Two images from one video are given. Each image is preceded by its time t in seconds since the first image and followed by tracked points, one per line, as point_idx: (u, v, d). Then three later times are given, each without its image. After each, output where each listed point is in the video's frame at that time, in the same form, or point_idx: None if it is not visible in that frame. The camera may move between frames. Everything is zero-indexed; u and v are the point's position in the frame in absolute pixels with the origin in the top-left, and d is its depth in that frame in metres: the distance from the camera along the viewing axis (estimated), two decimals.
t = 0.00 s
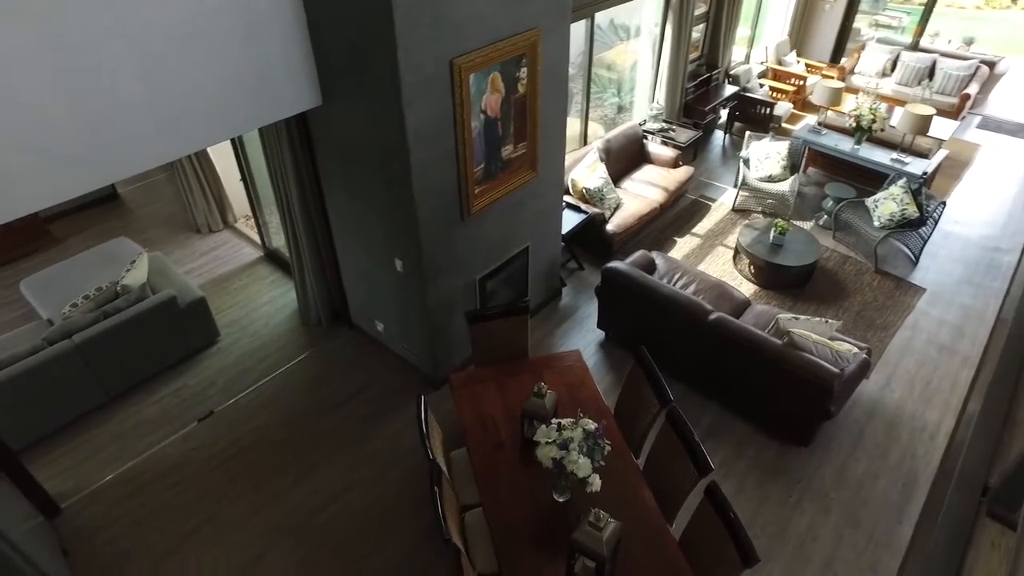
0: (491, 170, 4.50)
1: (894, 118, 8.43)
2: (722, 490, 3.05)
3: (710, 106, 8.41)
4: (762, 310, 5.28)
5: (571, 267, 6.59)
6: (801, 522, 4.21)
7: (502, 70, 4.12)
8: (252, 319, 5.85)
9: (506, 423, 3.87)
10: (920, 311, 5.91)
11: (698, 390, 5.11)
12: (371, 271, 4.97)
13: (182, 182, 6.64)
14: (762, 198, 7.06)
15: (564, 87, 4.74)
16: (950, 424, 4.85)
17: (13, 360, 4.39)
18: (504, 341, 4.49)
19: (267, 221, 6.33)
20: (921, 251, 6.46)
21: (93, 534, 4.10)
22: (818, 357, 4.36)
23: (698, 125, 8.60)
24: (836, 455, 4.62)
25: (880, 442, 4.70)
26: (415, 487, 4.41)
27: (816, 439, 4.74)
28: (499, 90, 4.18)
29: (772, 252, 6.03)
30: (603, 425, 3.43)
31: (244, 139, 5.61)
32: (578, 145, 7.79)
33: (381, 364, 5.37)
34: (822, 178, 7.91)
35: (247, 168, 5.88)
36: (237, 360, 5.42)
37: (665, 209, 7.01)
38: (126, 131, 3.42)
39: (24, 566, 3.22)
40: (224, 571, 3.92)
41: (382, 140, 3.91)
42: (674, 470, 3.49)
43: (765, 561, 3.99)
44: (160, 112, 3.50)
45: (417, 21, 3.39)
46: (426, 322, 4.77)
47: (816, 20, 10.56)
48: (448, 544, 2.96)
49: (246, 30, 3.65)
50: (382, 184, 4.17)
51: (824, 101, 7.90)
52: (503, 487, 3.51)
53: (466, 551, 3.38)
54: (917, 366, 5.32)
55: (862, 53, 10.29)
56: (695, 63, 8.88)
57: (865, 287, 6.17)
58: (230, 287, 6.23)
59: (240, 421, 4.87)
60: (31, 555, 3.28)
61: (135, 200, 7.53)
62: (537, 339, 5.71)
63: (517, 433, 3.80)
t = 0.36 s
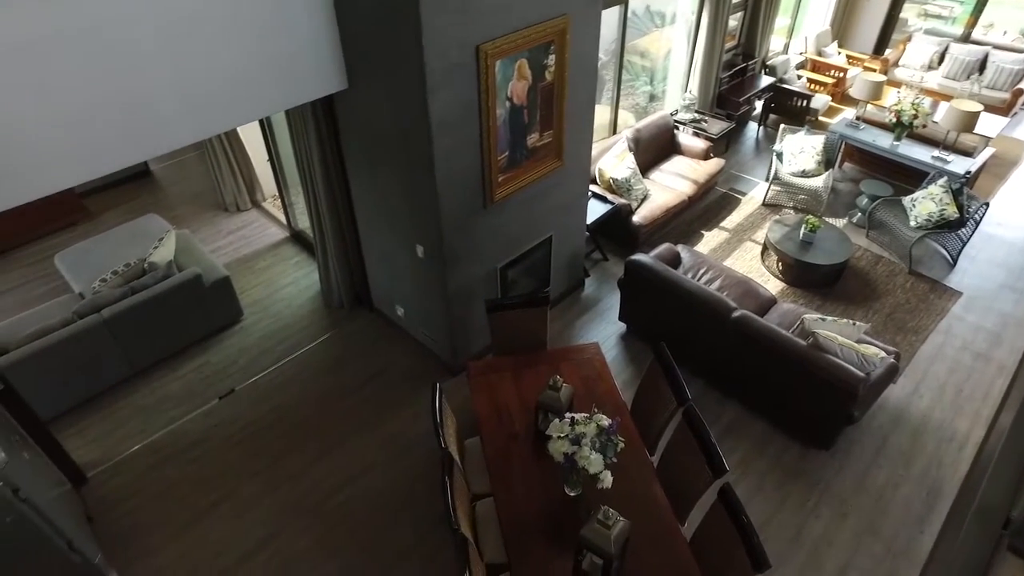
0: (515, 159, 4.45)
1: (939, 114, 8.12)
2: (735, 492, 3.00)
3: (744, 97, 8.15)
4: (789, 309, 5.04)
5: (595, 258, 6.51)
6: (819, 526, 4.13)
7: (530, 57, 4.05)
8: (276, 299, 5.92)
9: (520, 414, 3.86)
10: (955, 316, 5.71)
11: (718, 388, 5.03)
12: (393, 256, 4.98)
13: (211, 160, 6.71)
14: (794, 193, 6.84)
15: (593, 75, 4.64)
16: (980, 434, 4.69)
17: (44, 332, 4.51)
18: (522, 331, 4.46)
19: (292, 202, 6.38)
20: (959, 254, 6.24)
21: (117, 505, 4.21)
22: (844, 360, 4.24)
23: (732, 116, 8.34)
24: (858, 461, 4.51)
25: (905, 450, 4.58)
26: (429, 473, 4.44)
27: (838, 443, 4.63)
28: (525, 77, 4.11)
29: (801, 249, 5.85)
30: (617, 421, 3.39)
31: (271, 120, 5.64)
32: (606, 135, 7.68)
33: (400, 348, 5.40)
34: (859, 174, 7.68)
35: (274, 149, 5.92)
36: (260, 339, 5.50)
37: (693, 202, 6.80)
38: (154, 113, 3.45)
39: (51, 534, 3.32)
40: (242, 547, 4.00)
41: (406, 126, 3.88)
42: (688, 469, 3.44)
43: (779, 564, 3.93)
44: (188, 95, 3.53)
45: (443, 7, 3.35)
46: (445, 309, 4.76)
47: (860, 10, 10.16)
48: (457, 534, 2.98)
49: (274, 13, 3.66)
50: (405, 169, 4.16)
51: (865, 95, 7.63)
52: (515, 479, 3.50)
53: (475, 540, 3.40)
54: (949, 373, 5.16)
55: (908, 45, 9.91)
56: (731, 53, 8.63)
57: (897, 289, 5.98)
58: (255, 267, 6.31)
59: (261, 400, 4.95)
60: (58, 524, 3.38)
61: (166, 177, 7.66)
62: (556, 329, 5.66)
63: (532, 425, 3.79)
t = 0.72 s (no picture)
0: (535, 146, 4.38)
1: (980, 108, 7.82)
2: (745, 494, 2.96)
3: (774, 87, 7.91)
4: (811, 306, 4.91)
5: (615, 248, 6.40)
6: (832, 530, 4.06)
7: (553, 43, 3.96)
8: (295, 280, 5.96)
9: (531, 406, 3.83)
10: (986, 320, 5.53)
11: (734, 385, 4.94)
12: (410, 240, 4.96)
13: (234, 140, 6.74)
14: (823, 187, 6.64)
15: (618, 63, 4.53)
16: (1006, 443, 4.55)
17: (69, 307, 4.60)
18: (536, 321, 4.42)
19: (313, 184, 6.39)
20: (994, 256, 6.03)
21: (134, 478, 4.30)
22: (866, 362, 4.13)
23: (761, 107, 8.09)
24: (876, 465, 4.42)
25: (925, 456, 4.47)
26: (439, 459, 4.45)
27: (856, 445, 4.54)
28: (547, 64, 4.03)
29: (827, 246, 5.67)
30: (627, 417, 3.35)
31: (293, 101, 5.63)
32: (631, 123, 7.55)
33: (415, 333, 5.40)
34: (891, 169, 7.45)
35: (296, 130, 5.92)
36: (278, 319, 5.55)
37: (718, 194, 6.61)
38: (175, 96, 3.46)
39: (68, 506, 3.41)
40: (253, 524, 4.06)
41: (425, 112, 3.84)
42: (698, 468, 3.39)
43: (789, 567, 3.88)
44: (207, 76, 3.53)
45: None
46: (460, 296, 4.74)
47: None
48: (461, 525, 2.98)
49: None
50: (423, 155, 4.13)
51: (901, 87, 7.39)
52: (522, 470, 3.49)
53: (481, 531, 3.40)
54: (976, 379, 5.00)
55: (951, 35, 9.54)
56: (763, 41, 8.40)
57: (926, 290, 5.80)
58: (275, 247, 6.35)
59: (276, 380, 5.00)
60: (77, 496, 3.45)
61: (191, 155, 7.73)
62: (572, 319, 5.61)
63: (542, 417, 3.76)
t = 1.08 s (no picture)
0: (558, 140, 4.31)
1: None
2: (755, 503, 2.90)
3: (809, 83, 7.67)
4: (837, 312, 4.77)
5: (637, 243, 6.26)
6: (846, 543, 3.97)
7: (578, 35, 3.88)
8: (315, 265, 6.00)
9: (543, 402, 3.81)
10: (1021, 332, 5.33)
11: (752, 389, 4.84)
12: (429, 230, 4.94)
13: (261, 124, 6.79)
14: (854, 189, 6.46)
15: (645, 56, 4.42)
16: None
17: (94, 285, 4.69)
18: (552, 317, 4.37)
19: (336, 169, 6.41)
20: None
21: (152, 455, 4.39)
22: (889, 373, 4.01)
23: (794, 104, 7.86)
24: (896, 478, 4.30)
25: (950, 471, 4.34)
26: (451, 451, 4.45)
27: (876, 457, 4.43)
28: (572, 56, 3.95)
29: (856, 250, 5.50)
30: (638, 419, 3.31)
31: (319, 87, 5.63)
32: (659, 117, 7.42)
33: (432, 323, 5.40)
34: (928, 172, 7.20)
35: (320, 116, 5.93)
36: (297, 304, 5.60)
37: (746, 192, 6.43)
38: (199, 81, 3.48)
39: (86, 480, 3.49)
40: (264, 506, 4.12)
41: (447, 103, 3.81)
42: (708, 474, 3.33)
43: None
44: (233, 59, 3.54)
45: None
46: (478, 288, 4.72)
47: None
48: (465, 520, 2.98)
49: None
50: (444, 145, 4.10)
51: (943, 88, 7.14)
52: (530, 467, 3.47)
53: (487, 525, 3.40)
54: (1007, 394, 4.83)
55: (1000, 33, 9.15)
56: (799, 36, 8.17)
57: (959, 299, 5.61)
58: (298, 232, 6.40)
59: (292, 364, 5.05)
60: (94, 472, 3.53)
61: (219, 138, 7.82)
62: (590, 315, 5.55)
63: (552, 414, 3.73)
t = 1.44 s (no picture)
0: (582, 140, 4.23)
1: None
2: (765, 523, 2.82)
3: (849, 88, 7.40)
4: (865, 326, 4.61)
5: (662, 247, 6.13)
6: (862, 568, 3.84)
7: (606, 33, 3.80)
8: (338, 256, 6.04)
9: (555, 405, 3.76)
10: None
11: (772, 402, 4.72)
12: (450, 226, 4.92)
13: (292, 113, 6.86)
14: (890, 199, 6.26)
15: (676, 56, 4.30)
16: None
17: (122, 268, 4.81)
18: (569, 320, 4.31)
19: (363, 161, 6.43)
20: None
21: (169, 437, 4.48)
22: (916, 394, 3.86)
23: (833, 109, 7.61)
24: (919, 503, 4.15)
25: (977, 498, 4.17)
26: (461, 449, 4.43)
27: (899, 478, 4.28)
28: (600, 55, 3.87)
29: (889, 263, 5.30)
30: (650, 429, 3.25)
31: (347, 78, 5.64)
32: (691, 119, 7.28)
33: (450, 319, 5.39)
34: (971, 183, 6.94)
35: (348, 107, 5.94)
36: (318, 294, 5.64)
37: (777, 199, 6.25)
38: (219, 70, 3.56)
39: (103, 460, 3.56)
40: (275, 494, 4.16)
41: (470, 100, 3.78)
42: (719, 489, 3.25)
43: None
44: (255, 49, 3.61)
45: None
46: (496, 286, 4.68)
47: None
48: (468, 523, 2.97)
49: None
50: (466, 142, 4.07)
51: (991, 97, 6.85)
52: (538, 470, 3.44)
53: (491, 527, 3.39)
54: None
55: None
56: (841, 38, 7.90)
57: (997, 318, 5.38)
58: (323, 222, 6.45)
59: (310, 353, 5.09)
60: (110, 452, 3.60)
61: (252, 126, 7.92)
62: (610, 318, 5.47)
63: (564, 419, 3.69)
